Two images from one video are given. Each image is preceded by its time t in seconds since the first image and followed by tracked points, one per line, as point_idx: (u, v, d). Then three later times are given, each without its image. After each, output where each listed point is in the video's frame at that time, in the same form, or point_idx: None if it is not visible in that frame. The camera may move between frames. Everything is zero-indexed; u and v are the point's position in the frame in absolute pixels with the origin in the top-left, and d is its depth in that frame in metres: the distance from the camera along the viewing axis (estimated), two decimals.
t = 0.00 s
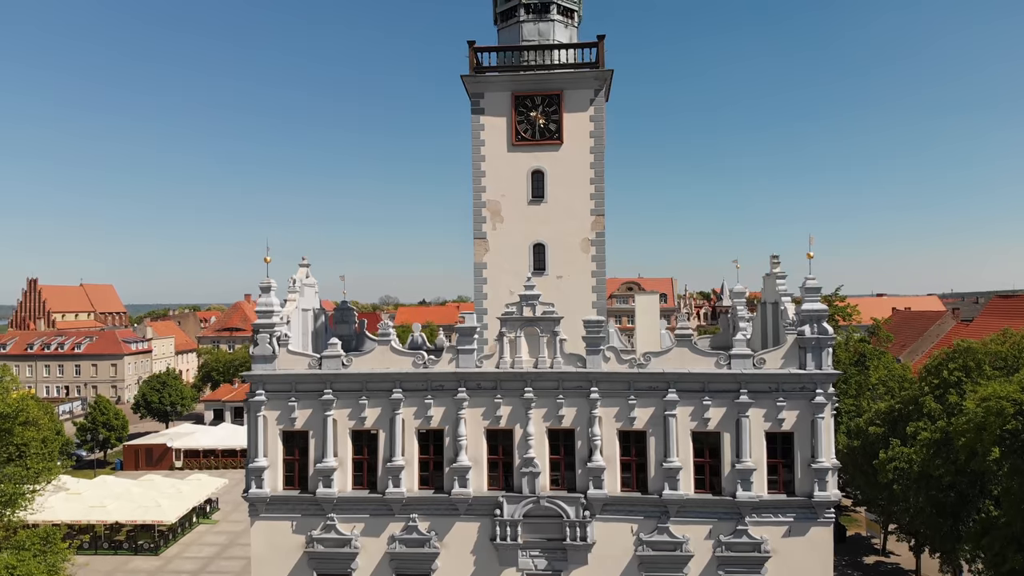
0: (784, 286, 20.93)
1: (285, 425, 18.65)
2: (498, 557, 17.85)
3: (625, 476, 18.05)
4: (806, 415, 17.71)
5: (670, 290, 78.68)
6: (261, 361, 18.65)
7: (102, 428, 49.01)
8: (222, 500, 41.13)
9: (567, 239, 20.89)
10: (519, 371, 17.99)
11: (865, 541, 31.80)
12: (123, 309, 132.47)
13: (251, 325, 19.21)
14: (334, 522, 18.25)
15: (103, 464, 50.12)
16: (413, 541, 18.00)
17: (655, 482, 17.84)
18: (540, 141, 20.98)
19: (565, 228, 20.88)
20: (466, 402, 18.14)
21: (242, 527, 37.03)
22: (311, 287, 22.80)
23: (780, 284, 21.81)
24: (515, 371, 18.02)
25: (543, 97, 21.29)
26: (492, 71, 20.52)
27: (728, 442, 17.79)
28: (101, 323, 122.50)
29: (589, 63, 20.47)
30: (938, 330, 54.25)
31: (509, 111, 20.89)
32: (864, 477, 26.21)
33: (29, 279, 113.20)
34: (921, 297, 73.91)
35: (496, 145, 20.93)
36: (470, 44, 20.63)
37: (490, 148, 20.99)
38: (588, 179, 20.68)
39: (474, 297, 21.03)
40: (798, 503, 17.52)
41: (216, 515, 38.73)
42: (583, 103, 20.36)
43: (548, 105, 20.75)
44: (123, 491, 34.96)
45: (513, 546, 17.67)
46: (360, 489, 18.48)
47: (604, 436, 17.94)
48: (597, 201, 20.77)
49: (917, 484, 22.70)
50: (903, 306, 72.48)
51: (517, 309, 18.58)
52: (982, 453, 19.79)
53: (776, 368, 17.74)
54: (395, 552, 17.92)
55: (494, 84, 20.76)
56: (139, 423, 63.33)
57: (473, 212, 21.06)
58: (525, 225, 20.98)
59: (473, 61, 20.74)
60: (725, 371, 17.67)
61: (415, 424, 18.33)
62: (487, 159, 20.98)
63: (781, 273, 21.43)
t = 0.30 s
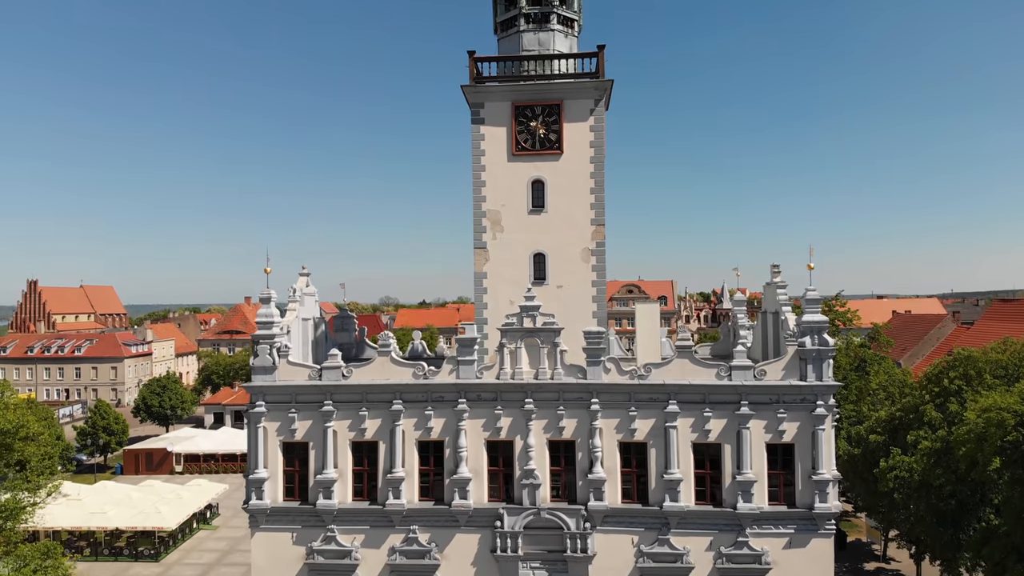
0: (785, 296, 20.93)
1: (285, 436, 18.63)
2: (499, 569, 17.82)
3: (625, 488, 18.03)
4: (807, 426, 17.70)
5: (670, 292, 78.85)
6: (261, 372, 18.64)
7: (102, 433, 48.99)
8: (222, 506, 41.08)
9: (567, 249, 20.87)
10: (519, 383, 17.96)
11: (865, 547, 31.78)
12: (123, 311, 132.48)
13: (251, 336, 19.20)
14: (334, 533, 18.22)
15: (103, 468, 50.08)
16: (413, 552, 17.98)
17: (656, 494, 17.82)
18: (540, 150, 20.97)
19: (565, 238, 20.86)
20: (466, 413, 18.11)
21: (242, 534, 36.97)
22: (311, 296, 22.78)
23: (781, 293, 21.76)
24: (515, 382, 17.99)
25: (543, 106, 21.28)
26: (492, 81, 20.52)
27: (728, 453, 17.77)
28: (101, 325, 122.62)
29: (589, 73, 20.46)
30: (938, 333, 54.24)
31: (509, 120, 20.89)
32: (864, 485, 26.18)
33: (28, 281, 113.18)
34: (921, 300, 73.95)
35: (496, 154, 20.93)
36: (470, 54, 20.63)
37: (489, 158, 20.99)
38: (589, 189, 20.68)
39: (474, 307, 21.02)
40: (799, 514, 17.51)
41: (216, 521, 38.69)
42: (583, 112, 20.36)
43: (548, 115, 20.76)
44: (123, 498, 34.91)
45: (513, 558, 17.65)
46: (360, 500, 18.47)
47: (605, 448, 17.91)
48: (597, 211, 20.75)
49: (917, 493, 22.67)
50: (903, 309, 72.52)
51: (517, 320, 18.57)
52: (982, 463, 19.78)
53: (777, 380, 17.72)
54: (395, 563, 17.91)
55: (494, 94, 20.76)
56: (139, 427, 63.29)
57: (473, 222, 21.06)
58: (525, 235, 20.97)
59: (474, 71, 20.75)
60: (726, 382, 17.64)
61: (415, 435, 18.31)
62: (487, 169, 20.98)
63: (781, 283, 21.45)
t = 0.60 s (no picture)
0: (786, 305, 20.90)
1: (285, 447, 18.62)
2: None
3: (626, 499, 18.03)
4: (808, 437, 17.67)
5: (670, 294, 78.77)
6: (261, 383, 18.61)
7: (102, 437, 48.95)
8: (222, 511, 41.06)
9: (568, 258, 20.84)
10: (519, 394, 17.93)
11: (866, 553, 31.75)
12: (123, 313, 132.47)
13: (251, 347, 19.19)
14: (334, 545, 18.20)
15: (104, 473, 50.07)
16: (413, 564, 17.97)
17: (658, 505, 17.79)
18: (540, 160, 20.96)
19: (565, 248, 20.84)
20: (466, 424, 18.08)
21: (242, 539, 36.94)
22: (311, 305, 22.75)
23: (781, 302, 21.72)
24: (516, 393, 17.95)
25: (543, 116, 21.28)
26: (492, 91, 20.51)
27: (730, 465, 17.74)
28: (101, 326, 122.68)
29: (589, 82, 20.43)
30: (938, 337, 54.32)
31: (509, 130, 20.87)
32: (865, 493, 26.15)
33: (29, 282, 113.18)
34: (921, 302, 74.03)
35: (496, 164, 20.95)
36: (470, 63, 20.61)
37: (490, 167, 20.98)
38: (589, 199, 20.66)
39: (474, 317, 21.00)
40: (800, 526, 17.48)
41: (216, 527, 38.68)
42: (582, 122, 20.34)
43: (549, 125, 20.74)
44: (123, 503, 34.90)
45: (513, 570, 17.62)
46: (360, 511, 18.45)
47: (606, 459, 17.88)
48: (597, 220, 20.72)
49: (918, 502, 22.62)
50: (903, 312, 72.47)
51: (518, 331, 18.55)
52: (983, 472, 19.77)
53: (777, 392, 17.68)
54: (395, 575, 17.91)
55: (494, 104, 20.76)
56: (139, 430, 63.25)
57: (474, 231, 21.06)
58: (526, 244, 20.94)
59: (474, 80, 20.74)
60: (727, 394, 17.62)
61: (416, 446, 18.28)
62: (487, 179, 20.98)
63: (782, 292, 21.42)
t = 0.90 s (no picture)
0: (786, 314, 20.88)
1: (285, 458, 18.60)
2: None
3: (627, 510, 18.01)
4: (808, 449, 17.65)
5: (671, 297, 78.30)
6: (261, 394, 18.61)
7: (102, 441, 48.91)
8: (222, 516, 41.06)
9: (568, 268, 20.81)
10: (520, 406, 17.88)
11: (867, 559, 31.72)
12: (123, 313, 132.52)
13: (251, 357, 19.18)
14: (334, 556, 18.17)
15: (104, 476, 50.08)
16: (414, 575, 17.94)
17: (658, 517, 17.76)
18: (540, 169, 20.95)
19: (565, 257, 20.82)
20: (466, 436, 18.05)
21: (242, 545, 36.93)
22: (310, 314, 22.73)
23: (782, 311, 21.65)
24: (516, 405, 17.91)
25: (543, 125, 21.27)
26: (492, 101, 20.50)
27: (731, 476, 17.72)
28: (102, 327, 122.83)
29: (589, 92, 20.43)
30: (939, 340, 54.36)
31: (509, 140, 20.87)
32: (865, 501, 26.09)
33: (28, 284, 113.26)
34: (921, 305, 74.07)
35: (497, 174, 20.95)
36: (470, 73, 20.62)
37: (490, 176, 20.99)
38: (589, 209, 20.63)
39: (474, 326, 20.98)
40: (800, 537, 17.46)
41: (217, 532, 38.70)
42: (583, 132, 20.32)
43: (548, 134, 20.74)
44: (123, 509, 34.88)
45: None
46: (360, 522, 18.43)
47: (607, 470, 17.86)
48: (597, 230, 20.68)
49: (918, 511, 22.43)
50: (904, 315, 72.43)
51: (518, 342, 18.51)
52: (983, 482, 19.72)
53: (777, 403, 17.66)
54: None
55: (494, 113, 20.75)
56: (139, 434, 63.22)
57: (474, 241, 21.05)
58: (526, 253, 20.92)
59: (474, 90, 20.76)
60: (727, 405, 17.59)
61: (415, 458, 18.25)
62: (487, 188, 20.97)
63: (782, 301, 21.40)
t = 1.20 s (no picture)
0: (787, 323, 20.88)
1: (285, 469, 18.60)
2: None
3: (628, 522, 18.00)
4: (809, 460, 17.65)
5: (671, 299, 77.73)
6: (261, 405, 18.60)
7: (102, 446, 48.88)
8: (222, 521, 41.08)
9: (568, 277, 20.80)
10: (520, 417, 17.87)
11: (867, 564, 31.74)
12: (123, 315, 132.60)
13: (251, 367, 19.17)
14: (334, 567, 18.17)
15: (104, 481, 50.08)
16: None
17: (659, 528, 17.75)
18: (540, 179, 20.96)
19: (565, 267, 20.81)
20: (467, 447, 18.04)
21: (243, 550, 36.94)
22: (310, 323, 22.73)
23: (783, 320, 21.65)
24: (516, 416, 17.90)
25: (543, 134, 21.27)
26: (492, 110, 20.51)
27: (731, 487, 17.72)
28: (102, 329, 122.97)
29: (589, 102, 20.44)
30: (939, 344, 54.38)
31: (509, 149, 20.88)
32: (866, 509, 26.06)
33: (29, 285, 113.30)
34: (922, 307, 74.01)
35: (497, 183, 20.97)
36: (470, 83, 20.65)
37: (490, 186, 21.00)
38: (590, 218, 20.63)
39: (474, 336, 20.97)
40: (801, 549, 17.45)
41: (217, 537, 38.72)
42: (583, 142, 20.33)
43: (549, 144, 20.75)
44: (122, 515, 34.84)
45: None
46: (360, 533, 18.43)
47: (607, 482, 17.85)
48: (597, 239, 20.67)
49: (919, 520, 22.36)
50: (905, 318, 72.42)
51: (519, 352, 18.49)
52: (984, 491, 19.67)
53: (778, 414, 17.66)
54: None
55: (494, 123, 20.76)
56: (139, 437, 63.22)
57: (474, 250, 21.05)
58: (526, 263, 20.91)
59: (474, 100, 20.78)
60: (728, 417, 17.58)
61: (416, 469, 18.24)
62: (487, 198, 20.98)
63: (783, 310, 21.39)
